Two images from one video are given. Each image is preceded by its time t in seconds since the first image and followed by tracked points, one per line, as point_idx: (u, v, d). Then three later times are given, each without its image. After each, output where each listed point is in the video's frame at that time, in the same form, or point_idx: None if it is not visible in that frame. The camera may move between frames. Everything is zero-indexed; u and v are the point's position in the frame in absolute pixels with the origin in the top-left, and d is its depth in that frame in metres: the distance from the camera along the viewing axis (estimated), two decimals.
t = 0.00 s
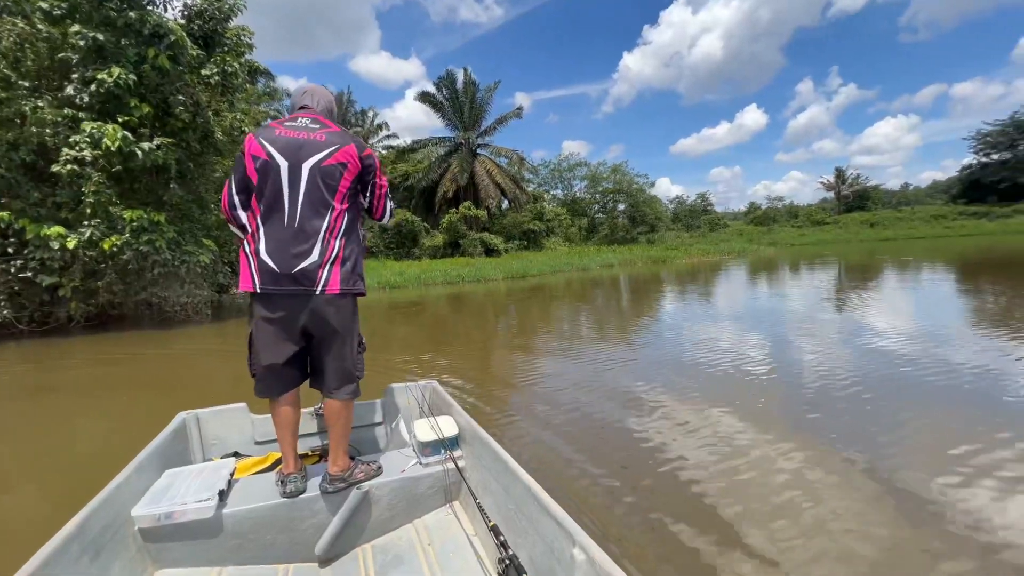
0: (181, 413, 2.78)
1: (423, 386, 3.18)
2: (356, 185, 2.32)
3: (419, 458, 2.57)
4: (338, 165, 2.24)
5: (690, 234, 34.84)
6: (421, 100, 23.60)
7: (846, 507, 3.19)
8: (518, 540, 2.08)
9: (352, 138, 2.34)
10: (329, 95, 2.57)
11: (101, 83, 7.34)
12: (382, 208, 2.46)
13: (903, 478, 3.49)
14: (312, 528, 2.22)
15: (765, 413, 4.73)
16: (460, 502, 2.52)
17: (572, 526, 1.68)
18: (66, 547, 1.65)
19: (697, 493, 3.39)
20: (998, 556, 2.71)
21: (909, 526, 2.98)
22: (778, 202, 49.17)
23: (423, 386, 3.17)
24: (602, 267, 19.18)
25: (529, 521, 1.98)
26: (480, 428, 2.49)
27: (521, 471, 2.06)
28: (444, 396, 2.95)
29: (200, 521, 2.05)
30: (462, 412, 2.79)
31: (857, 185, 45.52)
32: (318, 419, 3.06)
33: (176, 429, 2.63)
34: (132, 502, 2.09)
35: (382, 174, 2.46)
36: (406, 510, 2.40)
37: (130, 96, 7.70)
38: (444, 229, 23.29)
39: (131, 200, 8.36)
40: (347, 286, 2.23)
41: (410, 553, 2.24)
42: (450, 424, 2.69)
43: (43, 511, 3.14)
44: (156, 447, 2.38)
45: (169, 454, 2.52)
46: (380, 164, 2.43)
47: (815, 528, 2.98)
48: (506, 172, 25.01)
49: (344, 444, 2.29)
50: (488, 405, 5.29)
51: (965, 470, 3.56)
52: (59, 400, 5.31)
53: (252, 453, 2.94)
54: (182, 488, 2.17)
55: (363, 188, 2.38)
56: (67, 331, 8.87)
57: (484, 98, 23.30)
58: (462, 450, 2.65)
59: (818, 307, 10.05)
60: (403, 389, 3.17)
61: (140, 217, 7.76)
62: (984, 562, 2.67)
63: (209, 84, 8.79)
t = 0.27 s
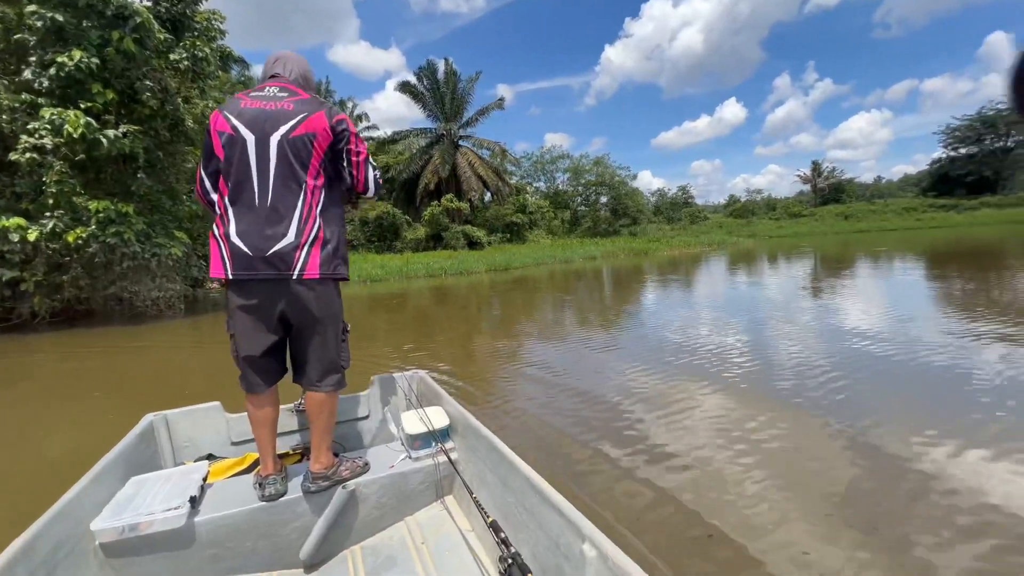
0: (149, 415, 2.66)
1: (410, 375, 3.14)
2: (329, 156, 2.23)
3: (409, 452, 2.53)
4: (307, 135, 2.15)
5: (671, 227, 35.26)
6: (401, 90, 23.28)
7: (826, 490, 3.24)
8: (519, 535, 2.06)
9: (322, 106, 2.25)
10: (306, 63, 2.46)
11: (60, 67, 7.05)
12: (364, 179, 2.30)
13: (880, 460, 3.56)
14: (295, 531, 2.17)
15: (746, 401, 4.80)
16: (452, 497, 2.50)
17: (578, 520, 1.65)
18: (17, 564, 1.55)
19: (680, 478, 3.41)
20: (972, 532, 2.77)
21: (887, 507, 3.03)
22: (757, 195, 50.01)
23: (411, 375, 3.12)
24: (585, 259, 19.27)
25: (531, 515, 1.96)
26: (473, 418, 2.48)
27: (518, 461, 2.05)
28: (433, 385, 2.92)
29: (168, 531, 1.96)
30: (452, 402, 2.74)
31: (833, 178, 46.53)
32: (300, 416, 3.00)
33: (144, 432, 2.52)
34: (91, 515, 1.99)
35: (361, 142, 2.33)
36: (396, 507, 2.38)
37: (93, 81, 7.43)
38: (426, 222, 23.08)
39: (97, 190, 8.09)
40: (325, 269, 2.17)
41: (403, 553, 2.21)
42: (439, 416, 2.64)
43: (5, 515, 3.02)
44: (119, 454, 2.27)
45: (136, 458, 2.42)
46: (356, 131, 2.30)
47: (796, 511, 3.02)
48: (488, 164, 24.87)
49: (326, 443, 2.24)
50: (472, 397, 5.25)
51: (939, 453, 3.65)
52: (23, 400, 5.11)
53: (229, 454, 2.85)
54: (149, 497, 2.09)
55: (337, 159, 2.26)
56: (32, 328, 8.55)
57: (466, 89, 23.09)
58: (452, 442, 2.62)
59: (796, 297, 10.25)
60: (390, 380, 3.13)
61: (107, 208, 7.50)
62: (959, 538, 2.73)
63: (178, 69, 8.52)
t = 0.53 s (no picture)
0: (109, 427, 2.52)
1: (394, 376, 3.10)
2: (283, 134, 2.05)
3: (396, 460, 2.53)
4: (254, 114, 2.01)
5: (650, 219, 35.64)
6: (378, 80, 22.89)
7: (803, 478, 3.29)
8: (515, 549, 2.03)
9: (274, 79, 2.08)
10: (286, 41, 2.31)
11: (11, 50, 6.67)
12: (325, 156, 2.04)
13: (854, 446, 3.64)
14: (274, 550, 2.14)
15: (724, 391, 4.85)
16: (442, 505, 2.48)
17: (577, 534, 1.60)
18: None
19: (660, 472, 3.44)
20: (942, 516, 2.85)
21: (861, 493, 3.10)
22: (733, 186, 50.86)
23: (393, 378, 3.10)
24: (566, 251, 19.33)
25: (528, 528, 1.92)
26: (459, 421, 2.44)
27: (510, 468, 2.02)
28: (417, 388, 2.89)
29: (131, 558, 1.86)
30: (438, 406, 2.73)
31: (806, 171, 47.64)
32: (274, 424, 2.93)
33: (104, 446, 2.40)
34: (42, 543, 1.85)
35: (325, 114, 2.08)
36: (383, 517, 2.37)
37: (48, 66, 7.07)
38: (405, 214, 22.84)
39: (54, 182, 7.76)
40: (280, 266, 2.01)
41: (394, 567, 2.19)
42: (426, 421, 2.63)
43: None
44: (74, 472, 2.14)
45: (96, 476, 2.30)
46: (314, 101, 2.06)
47: (773, 501, 3.07)
48: (468, 155, 24.69)
49: (303, 454, 2.21)
50: (453, 393, 5.20)
51: (910, 437, 3.74)
52: None
53: (201, 464, 2.74)
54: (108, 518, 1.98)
55: (294, 137, 2.07)
56: None
57: (444, 78, 22.81)
58: (441, 449, 2.60)
59: (771, 286, 10.51)
60: (371, 381, 3.09)
61: (66, 201, 7.20)
62: (929, 523, 2.80)
63: (139, 55, 8.18)
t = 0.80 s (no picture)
0: (51, 462, 2.30)
1: (361, 398, 2.88)
2: (234, 165, 1.90)
3: (363, 493, 2.36)
4: (203, 145, 1.90)
5: (623, 206, 35.96)
6: (346, 64, 22.24)
7: (776, 474, 3.33)
8: None
9: (227, 105, 1.93)
10: (253, 57, 2.18)
11: None
12: (277, 190, 1.87)
13: (824, 438, 3.71)
14: None
15: (697, 382, 4.89)
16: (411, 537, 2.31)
17: None
18: None
19: (637, 472, 3.43)
20: (907, 509, 2.93)
21: (831, 488, 3.16)
22: (703, 174, 51.77)
23: (360, 400, 2.87)
24: (540, 240, 19.36)
25: None
26: (430, 455, 2.26)
27: (485, 516, 1.87)
28: (387, 412, 2.68)
29: None
30: (407, 433, 2.54)
31: (773, 158, 48.77)
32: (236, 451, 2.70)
33: (45, 486, 2.17)
34: None
35: (280, 141, 1.91)
36: (350, 554, 2.21)
37: None
38: (377, 203, 22.42)
39: None
40: (232, 310, 1.89)
41: None
42: (396, 451, 2.44)
43: None
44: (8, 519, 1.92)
45: (35, 519, 2.09)
46: (267, 129, 1.88)
47: (747, 499, 3.10)
48: (440, 143, 24.29)
49: (266, 500, 2.05)
50: (427, 393, 5.09)
51: (875, 425, 3.83)
52: None
53: (153, 498, 2.56)
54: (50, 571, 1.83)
55: (247, 168, 1.92)
56: None
57: (414, 64, 22.30)
58: (410, 480, 2.42)
59: (740, 274, 10.77)
60: (337, 405, 2.83)
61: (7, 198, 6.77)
62: (896, 516, 2.88)
63: (85, 41, 7.71)
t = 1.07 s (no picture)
0: None
1: (328, 426, 2.68)
2: (183, 219, 1.77)
3: (327, 533, 2.15)
4: (152, 197, 1.77)
5: (597, 192, 36.15)
6: (311, 46, 21.43)
7: (748, 471, 3.44)
8: None
9: (177, 151, 1.78)
10: (221, 91, 2.02)
11: None
12: (222, 247, 1.70)
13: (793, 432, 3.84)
14: None
15: (672, 375, 4.98)
16: None
17: None
18: None
19: (615, 475, 3.49)
20: (872, 503, 3.07)
21: (801, 483, 3.28)
22: (675, 159, 52.40)
23: (328, 429, 2.67)
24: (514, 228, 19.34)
25: None
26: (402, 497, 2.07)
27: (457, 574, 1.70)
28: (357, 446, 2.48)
29: None
30: (377, 469, 2.33)
31: (743, 144, 49.64)
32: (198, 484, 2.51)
33: None
34: None
35: (231, 193, 1.73)
36: None
37: None
38: (347, 190, 21.92)
39: None
40: (180, 367, 1.79)
41: None
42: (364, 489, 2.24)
43: None
44: None
45: None
46: (214, 181, 1.72)
47: (722, 499, 3.19)
48: (411, 129, 23.76)
49: (231, 544, 1.95)
50: (403, 393, 5.04)
51: (839, 416, 3.98)
52: None
53: (106, 535, 2.39)
54: None
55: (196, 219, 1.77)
56: None
57: (383, 46, 21.62)
58: (378, 520, 2.22)
59: (711, 259, 10.99)
60: (302, 433, 2.62)
61: None
62: (862, 512, 3.01)
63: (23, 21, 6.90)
